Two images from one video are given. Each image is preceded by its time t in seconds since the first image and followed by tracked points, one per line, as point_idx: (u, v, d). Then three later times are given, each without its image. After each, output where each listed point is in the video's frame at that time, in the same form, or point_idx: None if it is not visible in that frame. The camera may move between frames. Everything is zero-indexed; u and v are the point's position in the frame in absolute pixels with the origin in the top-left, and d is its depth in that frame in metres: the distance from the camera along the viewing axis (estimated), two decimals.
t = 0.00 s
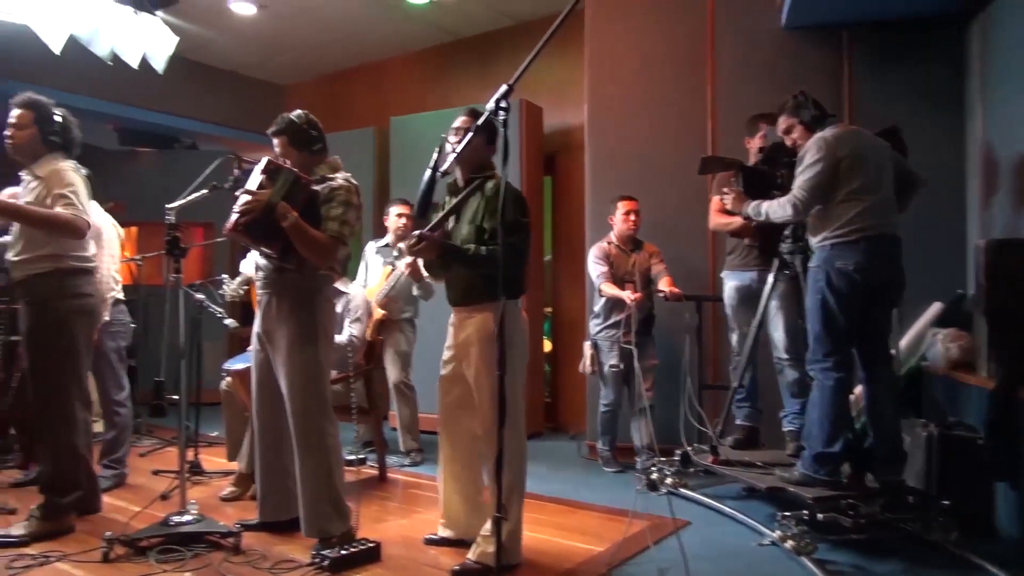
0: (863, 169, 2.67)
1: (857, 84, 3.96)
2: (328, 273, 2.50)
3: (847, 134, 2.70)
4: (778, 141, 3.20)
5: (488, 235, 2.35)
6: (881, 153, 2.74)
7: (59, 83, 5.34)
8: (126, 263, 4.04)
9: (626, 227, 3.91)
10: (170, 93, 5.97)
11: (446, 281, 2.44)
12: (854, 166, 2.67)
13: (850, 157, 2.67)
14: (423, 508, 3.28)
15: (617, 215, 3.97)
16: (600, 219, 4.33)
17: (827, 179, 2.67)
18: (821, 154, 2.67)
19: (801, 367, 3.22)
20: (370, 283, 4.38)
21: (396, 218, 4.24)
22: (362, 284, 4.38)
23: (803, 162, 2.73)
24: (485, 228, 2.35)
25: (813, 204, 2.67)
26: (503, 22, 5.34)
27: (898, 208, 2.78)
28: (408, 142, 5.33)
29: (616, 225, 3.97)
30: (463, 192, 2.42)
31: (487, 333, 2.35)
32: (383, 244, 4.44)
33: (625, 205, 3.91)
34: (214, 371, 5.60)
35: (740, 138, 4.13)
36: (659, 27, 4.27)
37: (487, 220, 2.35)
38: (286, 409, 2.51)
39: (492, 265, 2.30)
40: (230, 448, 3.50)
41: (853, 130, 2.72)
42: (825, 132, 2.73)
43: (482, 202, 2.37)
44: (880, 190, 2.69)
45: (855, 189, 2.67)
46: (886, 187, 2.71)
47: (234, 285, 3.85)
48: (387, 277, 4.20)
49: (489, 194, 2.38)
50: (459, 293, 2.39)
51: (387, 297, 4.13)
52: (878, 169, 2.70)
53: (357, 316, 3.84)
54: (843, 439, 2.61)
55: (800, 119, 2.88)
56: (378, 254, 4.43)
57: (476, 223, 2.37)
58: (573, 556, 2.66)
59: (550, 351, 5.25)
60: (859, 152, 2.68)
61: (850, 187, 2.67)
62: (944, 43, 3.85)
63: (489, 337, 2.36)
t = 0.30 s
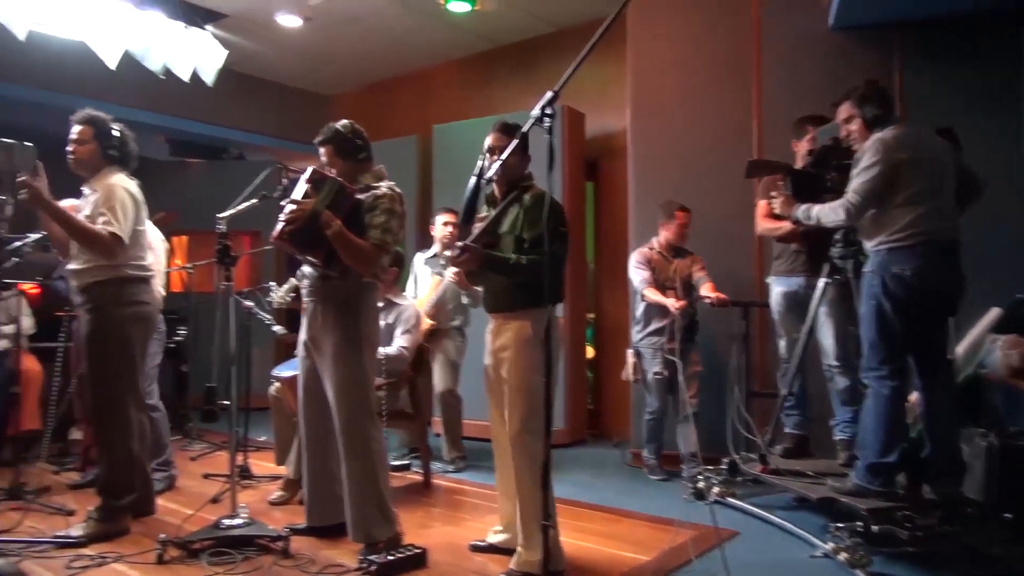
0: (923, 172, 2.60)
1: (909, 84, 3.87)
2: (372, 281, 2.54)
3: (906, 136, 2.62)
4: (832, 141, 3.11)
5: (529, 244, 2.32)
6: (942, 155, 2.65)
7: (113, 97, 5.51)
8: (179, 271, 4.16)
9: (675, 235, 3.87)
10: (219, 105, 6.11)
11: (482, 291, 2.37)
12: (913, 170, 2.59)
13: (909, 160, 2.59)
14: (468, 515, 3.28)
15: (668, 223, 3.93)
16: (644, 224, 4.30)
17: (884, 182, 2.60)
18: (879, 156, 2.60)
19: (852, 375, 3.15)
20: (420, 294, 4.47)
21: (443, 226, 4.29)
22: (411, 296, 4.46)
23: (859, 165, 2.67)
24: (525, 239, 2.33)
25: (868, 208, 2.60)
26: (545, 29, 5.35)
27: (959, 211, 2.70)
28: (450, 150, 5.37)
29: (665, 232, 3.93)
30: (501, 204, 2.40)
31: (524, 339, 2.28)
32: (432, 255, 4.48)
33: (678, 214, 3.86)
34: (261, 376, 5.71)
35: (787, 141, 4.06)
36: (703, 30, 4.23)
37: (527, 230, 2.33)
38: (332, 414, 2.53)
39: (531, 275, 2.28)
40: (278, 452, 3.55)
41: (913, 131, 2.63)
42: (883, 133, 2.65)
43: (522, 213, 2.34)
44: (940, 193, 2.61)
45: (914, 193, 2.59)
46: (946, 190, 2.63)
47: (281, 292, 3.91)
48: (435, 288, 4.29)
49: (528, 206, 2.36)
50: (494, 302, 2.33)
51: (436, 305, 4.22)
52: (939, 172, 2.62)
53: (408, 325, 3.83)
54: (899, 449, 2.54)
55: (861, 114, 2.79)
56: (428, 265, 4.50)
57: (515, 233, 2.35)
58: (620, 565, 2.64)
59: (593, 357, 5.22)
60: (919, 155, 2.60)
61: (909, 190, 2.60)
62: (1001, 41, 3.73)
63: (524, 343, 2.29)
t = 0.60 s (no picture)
0: (974, 176, 2.53)
1: (958, 85, 3.77)
2: (410, 280, 2.52)
3: (957, 139, 2.55)
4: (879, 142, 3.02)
5: (557, 252, 2.32)
6: (996, 158, 2.58)
7: (159, 108, 5.64)
8: (223, 279, 4.24)
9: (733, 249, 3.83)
10: (260, 114, 6.22)
11: (521, 301, 2.37)
12: (964, 174, 2.52)
13: (960, 163, 2.53)
14: (506, 523, 3.26)
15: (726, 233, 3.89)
16: (684, 231, 4.26)
17: (933, 187, 2.54)
18: (927, 160, 2.54)
19: (901, 384, 3.08)
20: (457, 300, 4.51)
21: (480, 231, 4.30)
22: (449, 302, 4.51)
23: (907, 169, 2.61)
24: (554, 246, 2.32)
25: (916, 213, 2.55)
26: (582, 35, 5.35)
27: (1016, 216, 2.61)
28: (488, 156, 5.38)
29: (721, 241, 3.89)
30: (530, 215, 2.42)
31: (564, 347, 2.27)
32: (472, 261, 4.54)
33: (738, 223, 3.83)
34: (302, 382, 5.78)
35: (830, 145, 3.99)
36: (744, 33, 4.18)
37: (555, 238, 2.33)
38: (376, 419, 2.55)
39: (563, 281, 2.26)
40: (318, 457, 3.58)
41: (965, 134, 2.57)
42: (932, 136, 2.59)
43: (548, 223, 2.36)
44: (994, 198, 2.53)
45: (967, 198, 2.52)
46: (1002, 195, 2.55)
47: (321, 299, 3.96)
48: (478, 297, 4.26)
49: (555, 215, 2.37)
50: (533, 311, 2.32)
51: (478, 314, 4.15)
52: (992, 176, 2.54)
53: (444, 333, 3.87)
54: (951, 462, 2.47)
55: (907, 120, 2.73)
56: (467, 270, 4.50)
57: (544, 242, 2.36)
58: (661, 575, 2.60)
59: (631, 364, 5.18)
60: (971, 159, 2.53)
61: (961, 195, 2.53)
62: None
63: (564, 350, 2.28)
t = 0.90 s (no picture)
0: None
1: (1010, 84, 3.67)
2: (453, 288, 2.52)
3: (1011, 136, 2.50)
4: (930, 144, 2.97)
5: (597, 250, 2.29)
6: None
7: (203, 123, 5.78)
8: (267, 289, 4.32)
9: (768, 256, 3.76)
10: (300, 127, 6.32)
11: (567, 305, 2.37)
12: (1017, 173, 2.48)
13: (1014, 161, 2.47)
14: (548, 531, 3.25)
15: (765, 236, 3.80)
16: (726, 236, 4.21)
17: (987, 187, 2.49)
18: (980, 157, 2.49)
19: (957, 392, 3.00)
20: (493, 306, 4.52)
21: (520, 237, 4.31)
22: (483, 307, 4.50)
23: (959, 167, 2.55)
24: (593, 245, 2.30)
25: (969, 214, 2.50)
26: (618, 42, 5.34)
27: None
28: (525, 164, 5.40)
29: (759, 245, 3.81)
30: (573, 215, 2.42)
31: (614, 355, 2.27)
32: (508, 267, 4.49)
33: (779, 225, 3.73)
34: (343, 390, 5.85)
35: (876, 147, 3.91)
36: (786, 35, 4.13)
37: (596, 235, 2.31)
38: (423, 427, 2.57)
39: (601, 281, 2.27)
40: (362, 465, 3.61)
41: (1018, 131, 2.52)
42: (986, 133, 2.53)
43: (588, 221, 2.34)
44: None
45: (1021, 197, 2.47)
46: None
47: (362, 308, 4.00)
48: (517, 302, 4.23)
49: (597, 212, 2.35)
50: (578, 316, 2.33)
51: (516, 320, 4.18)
52: None
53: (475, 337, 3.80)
54: (1011, 473, 2.39)
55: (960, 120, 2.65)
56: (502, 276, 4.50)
57: (586, 240, 2.32)
58: None
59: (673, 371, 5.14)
60: None
61: (1015, 195, 2.48)
62: None
63: (613, 357, 2.28)
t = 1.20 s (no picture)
0: None
1: None
2: (499, 297, 2.52)
3: None
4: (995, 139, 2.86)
5: (661, 258, 2.25)
6: None
7: (251, 134, 5.90)
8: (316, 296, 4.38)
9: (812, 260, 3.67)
10: (344, 136, 6.41)
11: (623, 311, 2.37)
12: None
13: None
14: (595, 539, 3.22)
15: (806, 236, 3.70)
16: (775, 240, 4.13)
17: None
18: None
19: None
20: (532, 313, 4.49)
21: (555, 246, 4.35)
22: (521, 313, 4.49)
23: None
24: (656, 252, 2.26)
25: None
26: (661, 45, 5.31)
27: None
28: (569, 169, 5.38)
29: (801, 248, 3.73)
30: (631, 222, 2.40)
31: (668, 363, 2.25)
32: (548, 275, 4.50)
33: (819, 225, 3.63)
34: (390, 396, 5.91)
35: (932, 146, 3.81)
36: (836, 33, 4.04)
37: (657, 244, 2.27)
38: (470, 434, 2.57)
39: (665, 290, 2.24)
40: (409, 471, 3.63)
41: None
42: None
43: (649, 229, 2.30)
44: None
45: None
46: None
47: (408, 314, 4.03)
48: (556, 311, 4.21)
49: (656, 221, 2.31)
50: (636, 323, 2.34)
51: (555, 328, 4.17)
52: None
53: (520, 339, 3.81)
54: None
55: None
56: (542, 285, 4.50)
57: (647, 250, 2.29)
58: None
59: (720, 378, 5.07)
60: None
61: None
62: None
63: (669, 366, 2.26)
